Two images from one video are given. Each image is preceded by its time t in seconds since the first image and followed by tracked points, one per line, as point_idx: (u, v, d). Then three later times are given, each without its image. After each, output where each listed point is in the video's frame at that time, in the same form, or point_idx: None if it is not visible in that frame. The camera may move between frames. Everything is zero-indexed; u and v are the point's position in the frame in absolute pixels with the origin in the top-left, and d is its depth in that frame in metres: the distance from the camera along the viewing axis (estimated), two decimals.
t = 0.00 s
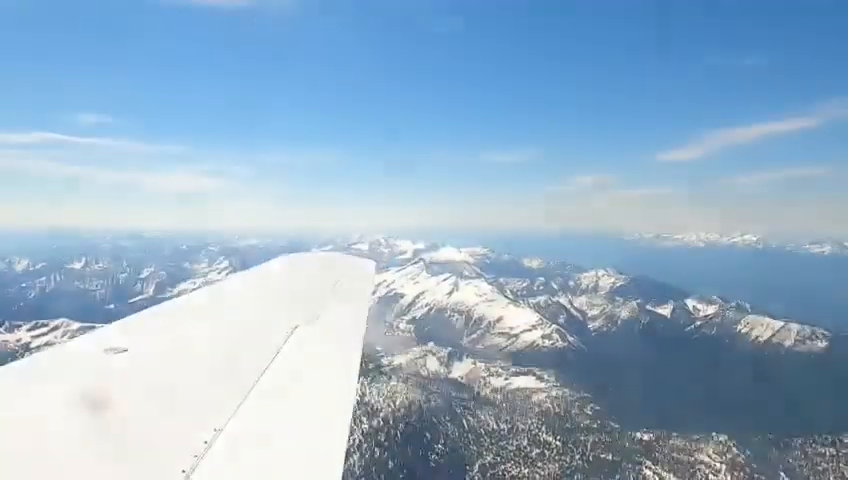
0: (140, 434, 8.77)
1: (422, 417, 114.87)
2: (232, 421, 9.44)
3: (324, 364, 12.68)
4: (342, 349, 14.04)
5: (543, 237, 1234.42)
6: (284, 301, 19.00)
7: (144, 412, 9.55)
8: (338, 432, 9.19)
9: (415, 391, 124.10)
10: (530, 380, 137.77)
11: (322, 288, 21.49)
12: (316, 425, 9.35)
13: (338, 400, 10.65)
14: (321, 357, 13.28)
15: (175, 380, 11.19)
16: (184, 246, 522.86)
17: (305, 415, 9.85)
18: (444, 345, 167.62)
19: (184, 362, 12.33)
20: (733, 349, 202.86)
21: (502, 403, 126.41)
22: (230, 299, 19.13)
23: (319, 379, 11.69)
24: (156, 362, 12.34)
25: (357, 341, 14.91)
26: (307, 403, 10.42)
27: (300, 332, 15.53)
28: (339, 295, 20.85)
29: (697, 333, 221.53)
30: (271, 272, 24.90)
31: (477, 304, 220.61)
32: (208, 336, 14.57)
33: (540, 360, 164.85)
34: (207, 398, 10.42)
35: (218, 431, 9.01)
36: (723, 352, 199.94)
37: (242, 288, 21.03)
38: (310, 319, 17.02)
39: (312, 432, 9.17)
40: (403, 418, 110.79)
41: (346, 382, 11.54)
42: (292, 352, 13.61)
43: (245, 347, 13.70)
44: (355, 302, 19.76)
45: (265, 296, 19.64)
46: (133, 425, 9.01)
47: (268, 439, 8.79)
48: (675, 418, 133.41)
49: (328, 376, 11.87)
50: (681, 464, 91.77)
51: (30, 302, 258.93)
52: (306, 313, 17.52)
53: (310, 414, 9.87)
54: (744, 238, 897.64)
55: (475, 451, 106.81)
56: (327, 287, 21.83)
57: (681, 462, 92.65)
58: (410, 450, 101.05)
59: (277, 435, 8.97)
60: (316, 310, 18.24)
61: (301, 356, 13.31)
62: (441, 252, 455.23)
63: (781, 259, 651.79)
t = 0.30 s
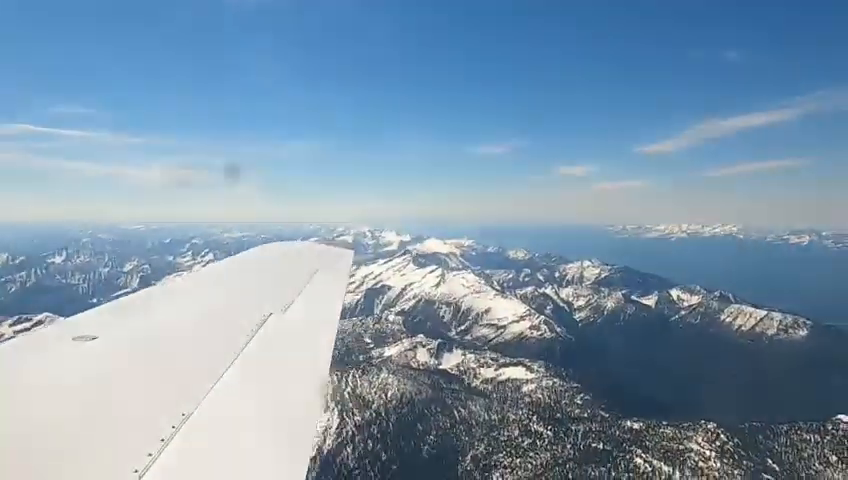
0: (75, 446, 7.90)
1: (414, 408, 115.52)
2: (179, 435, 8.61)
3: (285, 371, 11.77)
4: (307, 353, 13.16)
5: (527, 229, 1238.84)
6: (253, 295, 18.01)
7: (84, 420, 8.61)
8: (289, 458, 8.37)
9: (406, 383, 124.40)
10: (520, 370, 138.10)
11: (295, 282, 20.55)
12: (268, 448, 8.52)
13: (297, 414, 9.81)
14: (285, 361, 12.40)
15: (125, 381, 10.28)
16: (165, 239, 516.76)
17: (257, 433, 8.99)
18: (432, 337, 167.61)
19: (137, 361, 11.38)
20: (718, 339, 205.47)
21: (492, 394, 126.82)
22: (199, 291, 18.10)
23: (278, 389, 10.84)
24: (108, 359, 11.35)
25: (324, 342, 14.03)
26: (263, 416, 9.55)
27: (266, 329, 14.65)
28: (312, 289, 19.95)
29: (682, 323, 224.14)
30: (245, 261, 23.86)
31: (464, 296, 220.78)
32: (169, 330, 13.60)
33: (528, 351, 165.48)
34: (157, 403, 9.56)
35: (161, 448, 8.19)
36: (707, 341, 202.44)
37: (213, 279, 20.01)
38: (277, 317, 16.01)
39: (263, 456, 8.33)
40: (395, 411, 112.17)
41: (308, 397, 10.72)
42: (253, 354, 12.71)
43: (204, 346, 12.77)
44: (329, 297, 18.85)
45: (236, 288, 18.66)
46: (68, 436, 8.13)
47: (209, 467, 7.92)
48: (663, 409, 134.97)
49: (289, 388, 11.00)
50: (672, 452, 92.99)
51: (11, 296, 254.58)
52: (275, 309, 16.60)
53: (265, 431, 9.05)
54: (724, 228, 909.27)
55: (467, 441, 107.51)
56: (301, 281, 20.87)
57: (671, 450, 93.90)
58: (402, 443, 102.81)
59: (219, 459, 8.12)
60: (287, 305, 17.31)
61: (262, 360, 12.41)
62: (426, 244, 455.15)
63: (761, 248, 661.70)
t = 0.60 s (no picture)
0: (40, 419, 7.43)
1: (393, 399, 115.61)
2: (152, 408, 8.17)
3: (260, 347, 11.38)
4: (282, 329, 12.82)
5: (498, 220, 1247.18)
6: (222, 279, 17.46)
7: (45, 402, 7.95)
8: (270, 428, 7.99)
9: (384, 374, 124.37)
10: (497, 360, 138.85)
11: (266, 265, 20.09)
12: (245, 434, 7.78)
13: (275, 388, 9.44)
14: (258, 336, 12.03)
15: (90, 358, 9.75)
16: (133, 229, 506.33)
17: (233, 406, 8.56)
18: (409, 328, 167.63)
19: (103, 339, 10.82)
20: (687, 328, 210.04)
21: (469, 384, 127.51)
22: (167, 275, 17.56)
23: (253, 366, 10.41)
24: (73, 338, 10.80)
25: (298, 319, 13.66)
26: (239, 391, 9.15)
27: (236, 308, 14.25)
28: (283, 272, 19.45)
29: (652, 313, 228.42)
30: (214, 248, 23.26)
31: (440, 286, 221.28)
32: (137, 311, 13.08)
33: (505, 342, 166.83)
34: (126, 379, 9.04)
35: (131, 420, 7.76)
36: (676, 331, 206.69)
37: (181, 264, 19.41)
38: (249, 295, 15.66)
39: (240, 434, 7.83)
40: (373, 401, 112.15)
41: (286, 368, 10.34)
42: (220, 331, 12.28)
43: (174, 324, 12.29)
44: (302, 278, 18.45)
45: (205, 271, 18.15)
46: (29, 417, 7.39)
47: (181, 436, 7.49)
48: (636, 398, 137.66)
49: (264, 363, 10.59)
50: (648, 439, 94.81)
51: None
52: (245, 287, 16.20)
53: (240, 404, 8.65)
54: (691, 220, 928.44)
55: (446, 431, 108.24)
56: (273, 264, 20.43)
57: (647, 437, 95.70)
58: (382, 434, 103.04)
59: (193, 429, 7.77)
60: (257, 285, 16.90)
61: (232, 338, 11.95)
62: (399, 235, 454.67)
63: (726, 240, 677.63)
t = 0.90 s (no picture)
0: None
1: (346, 387, 115.26)
2: (88, 389, 8.01)
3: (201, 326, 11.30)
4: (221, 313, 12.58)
5: (445, 208, 1253.75)
6: (161, 262, 17.09)
7: None
8: (211, 410, 7.74)
9: (336, 362, 123.68)
10: (449, 347, 139.87)
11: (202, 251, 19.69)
12: (187, 407, 7.80)
13: (217, 371, 9.14)
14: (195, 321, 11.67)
15: (17, 346, 9.23)
16: (66, 215, 483.92)
17: (174, 391, 8.23)
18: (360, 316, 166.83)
19: (36, 327, 10.37)
20: (629, 315, 217.09)
21: (421, 371, 128.16)
22: (99, 264, 16.87)
23: (194, 342, 10.35)
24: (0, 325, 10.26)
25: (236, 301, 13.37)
26: (178, 373, 8.90)
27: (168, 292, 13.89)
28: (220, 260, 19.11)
29: (596, 300, 234.82)
30: (152, 235, 22.63)
31: (389, 274, 220.98)
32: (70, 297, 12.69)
33: (455, 329, 168.31)
34: (58, 367, 8.66)
35: (67, 402, 7.60)
36: (619, 317, 213.61)
37: (113, 251, 18.74)
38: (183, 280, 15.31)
39: (179, 406, 7.80)
40: (326, 389, 111.64)
41: (229, 351, 10.05)
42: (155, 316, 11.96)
43: (106, 311, 11.83)
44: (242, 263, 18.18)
45: (142, 256, 17.74)
46: None
47: (115, 420, 7.24)
48: (582, 383, 141.58)
49: (206, 339, 10.55)
50: (595, 422, 97.85)
51: None
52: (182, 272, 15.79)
53: (184, 387, 8.33)
54: (631, 209, 958.04)
55: (399, 418, 108.94)
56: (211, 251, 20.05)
57: (595, 420, 98.73)
58: (335, 421, 102.95)
59: (131, 407, 7.62)
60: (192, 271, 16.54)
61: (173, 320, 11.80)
62: (347, 222, 450.92)
63: (663, 229, 702.59)
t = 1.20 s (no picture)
0: None
1: (259, 371, 112.70)
2: None
3: (73, 374, 13.12)
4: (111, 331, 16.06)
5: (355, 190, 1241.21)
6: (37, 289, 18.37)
7: None
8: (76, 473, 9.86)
9: (248, 346, 120.33)
10: (364, 329, 139.01)
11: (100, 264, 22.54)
12: (57, 467, 9.90)
13: (81, 428, 11.20)
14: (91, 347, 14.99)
15: None
16: None
17: (48, 441, 10.54)
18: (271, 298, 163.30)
19: None
20: (535, 296, 225.54)
21: (336, 353, 127.27)
22: None
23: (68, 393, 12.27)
24: None
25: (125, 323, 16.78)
26: (48, 431, 10.84)
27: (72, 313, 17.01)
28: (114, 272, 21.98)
29: (505, 282, 241.86)
30: (28, 243, 23.30)
31: (301, 257, 217.07)
32: None
33: (368, 310, 168.36)
34: None
35: None
36: (526, 297, 221.47)
37: None
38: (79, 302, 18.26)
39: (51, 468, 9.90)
40: (238, 374, 108.60)
41: (111, 378, 13.28)
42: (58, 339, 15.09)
43: None
44: (132, 278, 21.17)
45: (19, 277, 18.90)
46: None
47: None
48: (492, 362, 146.34)
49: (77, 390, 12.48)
50: (508, 398, 101.53)
51: None
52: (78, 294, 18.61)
53: (76, 413, 11.65)
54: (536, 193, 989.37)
55: (314, 401, 108.62)
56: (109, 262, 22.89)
57: (507, 396, 102.34)
58: (249, 407, 101.35)
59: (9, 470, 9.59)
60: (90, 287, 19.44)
61: (49, 362, 13.55)
62: (255, 202, 436.21)
63: (567, 213, 730.91)
